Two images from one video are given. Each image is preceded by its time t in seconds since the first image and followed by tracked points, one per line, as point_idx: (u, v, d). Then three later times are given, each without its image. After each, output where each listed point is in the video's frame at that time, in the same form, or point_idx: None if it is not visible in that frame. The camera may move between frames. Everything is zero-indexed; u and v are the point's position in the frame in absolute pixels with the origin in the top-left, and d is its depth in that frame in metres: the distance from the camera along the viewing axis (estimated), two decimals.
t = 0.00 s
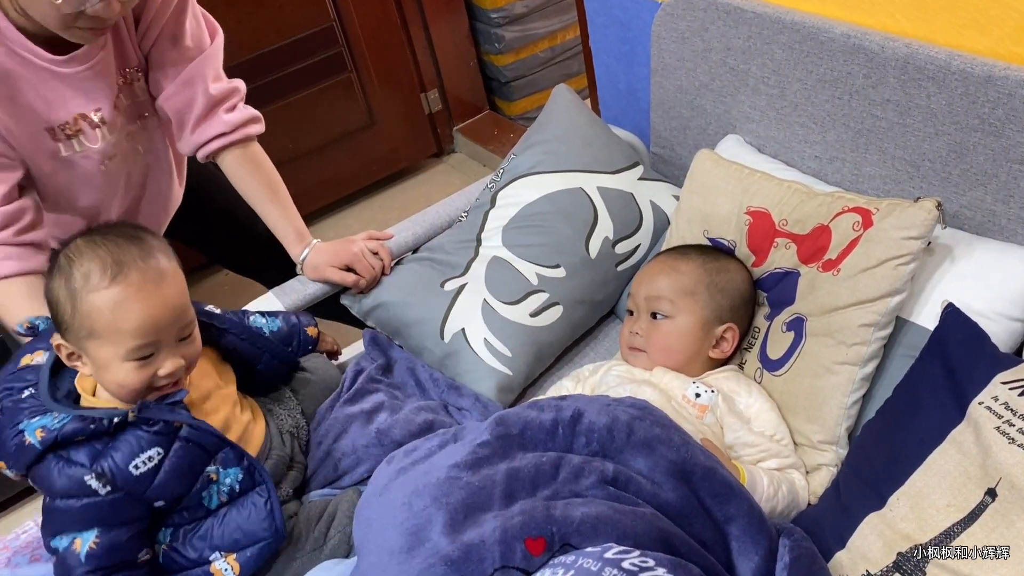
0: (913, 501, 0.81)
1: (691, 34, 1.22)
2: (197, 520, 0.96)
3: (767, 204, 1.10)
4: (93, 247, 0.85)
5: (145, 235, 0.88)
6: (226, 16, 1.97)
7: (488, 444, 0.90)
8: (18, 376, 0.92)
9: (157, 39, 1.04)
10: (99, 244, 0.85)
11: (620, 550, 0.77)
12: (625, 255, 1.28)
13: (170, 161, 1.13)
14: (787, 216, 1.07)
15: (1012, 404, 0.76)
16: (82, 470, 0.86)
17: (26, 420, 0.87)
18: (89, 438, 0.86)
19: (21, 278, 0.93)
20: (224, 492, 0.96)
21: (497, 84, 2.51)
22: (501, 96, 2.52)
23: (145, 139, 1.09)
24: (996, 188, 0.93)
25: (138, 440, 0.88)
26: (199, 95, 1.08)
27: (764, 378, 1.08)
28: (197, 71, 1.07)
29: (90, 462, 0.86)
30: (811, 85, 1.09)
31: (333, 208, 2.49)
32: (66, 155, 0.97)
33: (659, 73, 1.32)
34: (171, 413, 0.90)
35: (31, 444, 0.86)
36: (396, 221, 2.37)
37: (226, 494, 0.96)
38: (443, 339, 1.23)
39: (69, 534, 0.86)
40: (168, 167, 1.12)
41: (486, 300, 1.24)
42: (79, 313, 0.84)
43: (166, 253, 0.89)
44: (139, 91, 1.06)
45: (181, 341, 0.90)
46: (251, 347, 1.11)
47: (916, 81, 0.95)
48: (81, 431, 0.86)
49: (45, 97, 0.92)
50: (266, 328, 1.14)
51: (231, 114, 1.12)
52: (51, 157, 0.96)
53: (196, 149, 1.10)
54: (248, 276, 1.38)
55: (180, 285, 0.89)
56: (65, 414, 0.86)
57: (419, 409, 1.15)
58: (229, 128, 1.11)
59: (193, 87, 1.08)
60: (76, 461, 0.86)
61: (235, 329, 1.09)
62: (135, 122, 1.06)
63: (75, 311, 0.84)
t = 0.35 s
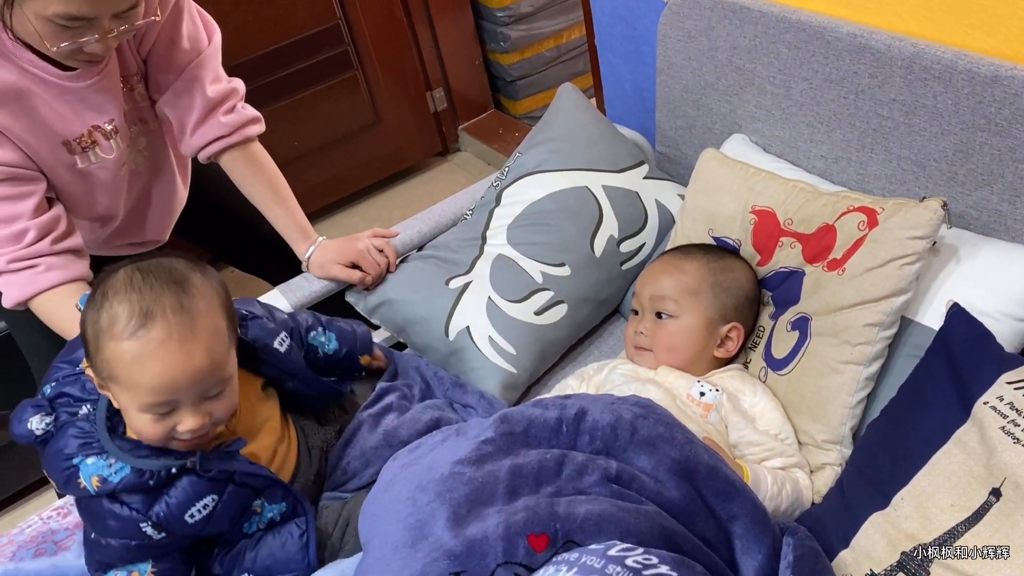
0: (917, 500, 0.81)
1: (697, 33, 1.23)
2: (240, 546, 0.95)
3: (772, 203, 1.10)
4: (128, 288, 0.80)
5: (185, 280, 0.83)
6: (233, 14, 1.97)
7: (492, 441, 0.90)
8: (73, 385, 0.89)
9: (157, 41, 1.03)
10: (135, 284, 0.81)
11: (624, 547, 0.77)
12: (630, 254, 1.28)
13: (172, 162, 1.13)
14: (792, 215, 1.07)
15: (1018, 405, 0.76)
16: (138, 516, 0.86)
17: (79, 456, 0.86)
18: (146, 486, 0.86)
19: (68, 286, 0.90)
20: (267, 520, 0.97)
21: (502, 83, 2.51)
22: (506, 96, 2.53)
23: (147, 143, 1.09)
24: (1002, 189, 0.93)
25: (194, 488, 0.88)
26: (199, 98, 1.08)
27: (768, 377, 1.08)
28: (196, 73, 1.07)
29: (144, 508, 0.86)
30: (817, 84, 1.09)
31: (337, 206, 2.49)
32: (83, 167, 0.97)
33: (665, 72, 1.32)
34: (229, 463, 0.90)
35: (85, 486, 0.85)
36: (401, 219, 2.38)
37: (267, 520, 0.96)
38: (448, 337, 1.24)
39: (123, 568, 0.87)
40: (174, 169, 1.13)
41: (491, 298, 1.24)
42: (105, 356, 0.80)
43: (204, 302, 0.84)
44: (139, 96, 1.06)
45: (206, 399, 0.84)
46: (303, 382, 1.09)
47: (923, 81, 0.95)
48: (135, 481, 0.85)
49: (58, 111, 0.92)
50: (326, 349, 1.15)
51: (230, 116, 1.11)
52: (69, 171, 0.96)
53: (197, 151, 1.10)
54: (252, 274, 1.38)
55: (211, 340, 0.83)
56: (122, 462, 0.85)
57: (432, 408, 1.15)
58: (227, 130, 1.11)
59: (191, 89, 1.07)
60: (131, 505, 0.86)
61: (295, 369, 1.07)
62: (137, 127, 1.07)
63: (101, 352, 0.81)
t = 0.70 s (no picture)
0: (920, 500, 0.81)
1: (702, 32, 1.23)
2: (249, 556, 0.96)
3: (776, 202, 1.11)
4: (90, 315, 0.83)
5: (133, 322, 0.82)
6: (239, 12, 1.98)
7: (494, 438, 0.91)
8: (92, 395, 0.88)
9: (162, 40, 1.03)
10: (96, 313, 0.83)
11: (626, 544, 0.77)
12: (634, 253, 1.29)
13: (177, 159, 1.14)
14: (796, 214, 1.08)
15: (1020, 404, 0.76)
16: (146, 535, 0.87)
17: (90, 473, 0.87)
18: (153, 510, 0.87)
19: (65, 291, 0.90)
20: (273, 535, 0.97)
21: (507, 82, 2.51)
22: (511, 94, 2.53)
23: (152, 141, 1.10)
24: (1006, 189, 0.93)
25: (199, 512, 0.88)
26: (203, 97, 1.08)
27: (772, 376, 1.08)
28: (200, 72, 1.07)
29: (151, 528, 0.88)
30: (822, 84, 1.09)
31: (342, 204, 2.50)
32: (94, 168, 0.98)
33: (670, 71, 1.32)
34: (235, 492, 0.90)
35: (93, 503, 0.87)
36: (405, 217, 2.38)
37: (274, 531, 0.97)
38: (452, 334, 1.24)
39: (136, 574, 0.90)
40: (179, 167, 1.14)
41: (495, 296, 1.24)
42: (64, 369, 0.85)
43: (140, 350, 0.81)
44: (145, 96, 1.06)
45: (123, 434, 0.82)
46: (326, 416, 1.06)
47: (927, 80, 0.95)
48: (140, 506, 0.87)
49: (69, 112, 0.93)
50: (357, 379, 1.12)
51: (235, 114, 1.11)
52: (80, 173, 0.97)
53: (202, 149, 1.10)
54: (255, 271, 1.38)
55: (128, 390, 0.80)
56: (130, 486, 0.86)
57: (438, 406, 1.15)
58: (231, 129, 1.11)
59: (196, 88, 1.08)
60: (139, 524, 0.88)
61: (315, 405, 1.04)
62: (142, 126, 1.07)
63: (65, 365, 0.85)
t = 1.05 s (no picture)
0: (925, 496, 0.81)
1: (708, 29, 1.23)
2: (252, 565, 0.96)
3: (781, 199, 1.11)
4: (106, 336, 0.82)
5: (141, 353, 0.80)
6: (246, 10, 1.98)
7: (501, 432, 0.91)
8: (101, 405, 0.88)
9: (168, 37, 1.03)
10: (112, 335, 0.82)
11: (632, 539, 0.78)
12: (640, 250, 1.29)
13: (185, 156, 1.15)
14: (801, 211, 1.08)
15: None
16: (144, 551, 0.88)
17: (93, 485, 0.88)
18: (151, 530, 0.88)
19: (51, 298, 0.90)
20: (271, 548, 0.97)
21: (513, 79, 2.51)
22: (516, 92, 2.53)
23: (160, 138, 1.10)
24: (1013, 186, 0.93)
25: (195, 534, 0.89)
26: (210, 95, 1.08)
27: (777, 372, 1.08)
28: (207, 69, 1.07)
29: (151, 544, 0.89)
30: (828, 81, 1.09)
31: (347, 201, 2.50)
32: (104, 167, 0.99)
33: (677, 68, 1.32)
34: (233, 519, 0.90)
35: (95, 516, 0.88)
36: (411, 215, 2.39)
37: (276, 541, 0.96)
38: (458, 330, 1.25)
39: None
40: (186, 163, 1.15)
41: (500, 293, 1.25)
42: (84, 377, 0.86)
43: (141, 385, 0.79)
44: (153, 93, 1.06)
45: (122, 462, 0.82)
46: (338, 445, 1.03)
47: (934, 78, 0.95)
48: (138, 525, 0.87)
49: (79, 113, 0.94)
50: (379, 400, 1.10)
51: (241, 111, 1.11)
52: (91, 172, 0.98)
53: (209, 145, 1.11)
54: (264, 267, 1.38)
55: (123, 424, 0.79)
56: (129, 504, 0.87)
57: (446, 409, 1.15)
58: (238, 126, 1.11)
59: (203, 85, 1.08)
60: (139, 541, 0.88)
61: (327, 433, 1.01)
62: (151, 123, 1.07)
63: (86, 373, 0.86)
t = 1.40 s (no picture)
0: (930, 494, 0.81)
1: (713, 26, 1.22)
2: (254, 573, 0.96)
3: (785, 195, 1.10)
4: (118, 367, 0.80)
5: (149, 394, 0.77)
6: (249, 7, 1.98)
7: (504, 429, 0.91)
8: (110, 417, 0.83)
9: (168, 34, 1.02)
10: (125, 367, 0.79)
11: (635, 537, 0.77)
12: (643, 247, 1.29)
13: (184, 154, 1.15)
14: (806, 207, 1.07)
15: None
16: (144, 565, 0.87)
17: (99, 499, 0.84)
18: (152, 549, 0.86)
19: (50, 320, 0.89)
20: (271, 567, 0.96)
21: (516, 76, 2.51)
22: (520, 89, 2.53)
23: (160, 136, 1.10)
24: (1019, 183, 0.92)
25: (196, 554, 0.87)
26: (210, 92, 1.06)
27: (781, 370, 1.08)
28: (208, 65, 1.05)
29: (152, 561, 0.87)
30: (834, 78, 1.08)
31: (351, 197, 2.50)
32: (101, 167, 0.99)
33: (681, 65, 1.32)
34: (236, 546, 0.90)
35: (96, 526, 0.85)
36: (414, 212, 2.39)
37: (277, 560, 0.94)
38: (461, 327, 1.24)
39: None
40: (185, 161, 1.14)
41: (504, 290, 1.25)
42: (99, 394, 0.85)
43: (146, 428, 0.77)
44: (153, 91, 1.05)
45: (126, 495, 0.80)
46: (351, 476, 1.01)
47: (940, 75, 0.95)
48: (141, 543, 0.85)
49: (74, 111, 0.94)
50: (401, 424, 1.07)
51: (242, 108, 1.10)
52: (89, 172, 0.98)
53: (212, 142, 1.10)
54: (266, 264, 1.38)
55: (126, 464, 0.77)
56: (134, 522, 0.84)
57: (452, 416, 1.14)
58: (240, 124, 1.09)
59: (203, 82, 1.05)
60: (141, 556, 0.86)
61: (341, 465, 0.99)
62: (151, 122, 1.07)
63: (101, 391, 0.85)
